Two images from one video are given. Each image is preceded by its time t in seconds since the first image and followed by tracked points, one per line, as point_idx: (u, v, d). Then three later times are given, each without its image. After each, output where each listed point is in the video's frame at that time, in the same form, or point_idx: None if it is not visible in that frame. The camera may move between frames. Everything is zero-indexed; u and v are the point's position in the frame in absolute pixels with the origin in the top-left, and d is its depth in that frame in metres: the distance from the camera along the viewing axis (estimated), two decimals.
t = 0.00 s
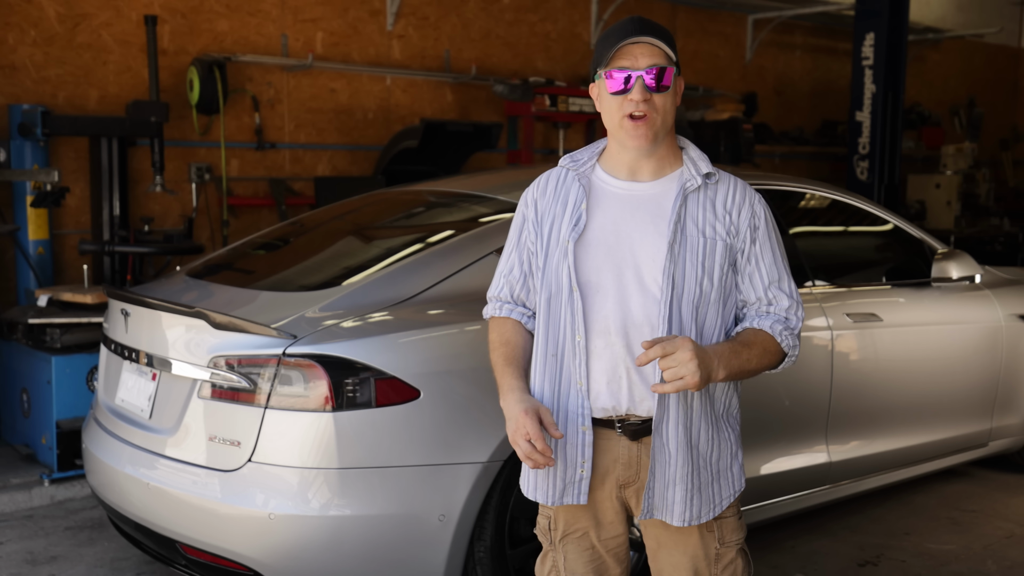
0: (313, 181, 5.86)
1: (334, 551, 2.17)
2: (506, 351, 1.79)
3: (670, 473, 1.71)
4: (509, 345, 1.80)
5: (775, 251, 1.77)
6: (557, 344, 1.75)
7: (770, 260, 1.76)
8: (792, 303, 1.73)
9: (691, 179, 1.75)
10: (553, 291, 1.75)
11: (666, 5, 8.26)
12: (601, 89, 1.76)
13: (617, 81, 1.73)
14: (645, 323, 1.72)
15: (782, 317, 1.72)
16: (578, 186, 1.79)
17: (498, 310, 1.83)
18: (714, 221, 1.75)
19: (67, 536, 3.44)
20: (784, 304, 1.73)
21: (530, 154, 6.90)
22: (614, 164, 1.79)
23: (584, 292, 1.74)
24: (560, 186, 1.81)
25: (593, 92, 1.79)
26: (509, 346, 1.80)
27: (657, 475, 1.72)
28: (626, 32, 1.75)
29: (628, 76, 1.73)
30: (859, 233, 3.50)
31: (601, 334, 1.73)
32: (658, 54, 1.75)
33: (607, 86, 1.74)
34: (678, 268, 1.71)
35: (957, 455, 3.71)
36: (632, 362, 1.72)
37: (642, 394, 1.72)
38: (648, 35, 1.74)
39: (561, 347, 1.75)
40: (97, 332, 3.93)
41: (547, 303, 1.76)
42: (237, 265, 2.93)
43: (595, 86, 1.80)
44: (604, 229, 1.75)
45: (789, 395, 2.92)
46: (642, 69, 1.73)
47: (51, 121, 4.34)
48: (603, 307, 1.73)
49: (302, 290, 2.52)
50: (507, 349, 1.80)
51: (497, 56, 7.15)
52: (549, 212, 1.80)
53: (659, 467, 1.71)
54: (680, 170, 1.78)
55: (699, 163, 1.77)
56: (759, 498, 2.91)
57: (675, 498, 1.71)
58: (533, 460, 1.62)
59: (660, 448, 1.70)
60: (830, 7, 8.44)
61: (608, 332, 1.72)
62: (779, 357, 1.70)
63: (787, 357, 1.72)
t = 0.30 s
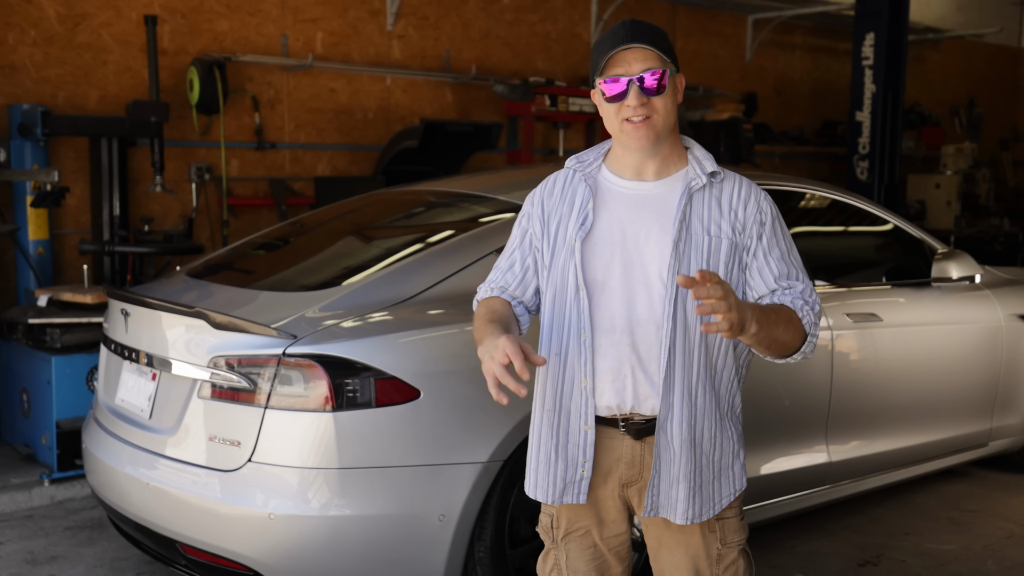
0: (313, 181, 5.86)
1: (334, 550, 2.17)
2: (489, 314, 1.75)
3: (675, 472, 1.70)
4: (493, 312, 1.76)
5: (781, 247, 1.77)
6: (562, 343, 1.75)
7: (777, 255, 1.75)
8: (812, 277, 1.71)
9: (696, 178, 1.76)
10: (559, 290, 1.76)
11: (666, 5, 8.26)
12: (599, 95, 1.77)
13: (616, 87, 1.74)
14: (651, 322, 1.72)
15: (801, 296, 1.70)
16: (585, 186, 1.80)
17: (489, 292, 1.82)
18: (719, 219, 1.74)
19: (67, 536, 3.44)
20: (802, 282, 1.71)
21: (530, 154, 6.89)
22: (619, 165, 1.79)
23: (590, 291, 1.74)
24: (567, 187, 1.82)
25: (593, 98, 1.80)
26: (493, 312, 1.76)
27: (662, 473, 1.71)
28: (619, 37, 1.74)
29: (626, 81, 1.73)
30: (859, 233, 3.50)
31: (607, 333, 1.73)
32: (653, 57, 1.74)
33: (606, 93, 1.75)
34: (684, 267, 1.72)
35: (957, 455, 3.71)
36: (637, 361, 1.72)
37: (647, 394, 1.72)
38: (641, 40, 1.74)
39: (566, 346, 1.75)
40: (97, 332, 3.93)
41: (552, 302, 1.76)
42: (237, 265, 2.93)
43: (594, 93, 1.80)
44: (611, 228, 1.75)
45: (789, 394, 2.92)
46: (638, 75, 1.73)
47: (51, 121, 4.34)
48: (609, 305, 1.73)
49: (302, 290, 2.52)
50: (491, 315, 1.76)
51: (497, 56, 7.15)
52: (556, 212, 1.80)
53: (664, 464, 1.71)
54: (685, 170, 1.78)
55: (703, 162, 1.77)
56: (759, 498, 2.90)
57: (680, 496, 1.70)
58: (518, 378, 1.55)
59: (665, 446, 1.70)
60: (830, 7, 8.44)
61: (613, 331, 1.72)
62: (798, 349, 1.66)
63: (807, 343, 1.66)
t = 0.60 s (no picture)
0: (313, 182, 5.86)
1: (334, 551, 2.17)
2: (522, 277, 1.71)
3: (693, 479, 1.70)
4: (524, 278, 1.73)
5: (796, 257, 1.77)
6: (581, 339, 1.75)
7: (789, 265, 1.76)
8: (803, 310, 1.72)
9: (720, 183, 1.77)
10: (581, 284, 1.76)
11: (666, 5, 8.26)
12: (640, 84, 1.77)
13: (656, 76, 1.75)
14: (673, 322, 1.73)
15: (792, 327, 1.69)
16: (612, 182, 1.80)
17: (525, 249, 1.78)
18: (741, 224, 1.76)
19: (67, 536, 3.44)
20: (795, 312, 1.71)
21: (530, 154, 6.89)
22: (646, 164, 1.80)
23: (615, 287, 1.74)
24: (593, 182, 1.81)
25: (632, 88, 1.81)
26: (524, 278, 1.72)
27: (680, 479, 1.71)
28: (669, 28, 1.76)
29: (667, 73, 1.74)
30: (859, 233, 3.49)
31: (628, 332, 1.74)
32: (699, 53, 1.76)
33: (646, 81, 1.76)
34: (706, 269, 1.73)
35: (957, 455, 3.72)
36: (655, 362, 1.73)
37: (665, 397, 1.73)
38: (690, 34, 1.76)
39: (587, 343, 1.75)
40: (97, 332, 3.93)
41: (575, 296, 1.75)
42: (237, 265, 2.93)
43: (635, 82, 1.81)
44: (637, 227, 1.76)
45: (790, 395, 2.92)
46: (682, 67, 1.74)
47: (51, 121, 4.34)
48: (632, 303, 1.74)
49: (302, 290, 2.52)
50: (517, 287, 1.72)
51: (497, 56, 7.15)
52: (582, 207, 1.80)
53: (680, 470, 1.71)
54: (709, 174, 1.80)
55: (729, 166, 1.78)
56: (759, 498, 2.90)
57: (701, 502, 1.70)
58: (604, 256, 1.52)
59: (683, 452, 1.71)
60: (830, 7, 8.44)
61: (633, 329, 1.74)
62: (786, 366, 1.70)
63: (795, 367, 1.70)
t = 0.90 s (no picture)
0: (313, 182, 5.86)
1: (334, 551, 2.17)
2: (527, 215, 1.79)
3: (706, 480, 1.69)
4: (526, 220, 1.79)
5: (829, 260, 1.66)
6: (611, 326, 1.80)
7: (814, 264, 1.66)
8: (813, 308, 1.63)
9: (762, 184, 1.73)
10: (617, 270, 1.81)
11: (665, 5, 8.26)
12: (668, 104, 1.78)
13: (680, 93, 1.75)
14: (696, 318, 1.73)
15: (795, 325, 1.61)
16: (660, 177, 1.83)
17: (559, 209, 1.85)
18: (775, 225, 1.70)
19: (67, 536, 3.44)
20: (803, 309, 1.63)
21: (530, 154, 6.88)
22: (696, 168, 1.81)
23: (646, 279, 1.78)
24: (646, 174, 1.86)
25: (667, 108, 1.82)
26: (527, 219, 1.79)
27: (697, 479, 1.70)
28: (676, 44, 1.76)
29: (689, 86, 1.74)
30: (859, 233, 3.49)
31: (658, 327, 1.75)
32: (714, 56, 1.74)
33: (672, 100, 1.76)
34: (731, 268, 1.70)
35: (957, 455, 3.72)
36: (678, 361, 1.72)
37: (687, 394, 1.72)
38: (698, 42, 1.74)
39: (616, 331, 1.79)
40: (97, 332, 3.93)
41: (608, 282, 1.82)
42: (237, 265, 2.93)
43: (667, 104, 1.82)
44: (673, 222, 1.78)
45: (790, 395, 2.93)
46: (699, 76, 1.73)
47: (51, 121, 4.34)
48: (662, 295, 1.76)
49: (302, 290, 2.52)
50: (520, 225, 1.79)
51: (497, 56, 7.16)
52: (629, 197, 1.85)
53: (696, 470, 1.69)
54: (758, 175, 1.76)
55: (776, 169, 1.73)
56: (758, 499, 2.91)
57: (714, 504, 1.68)
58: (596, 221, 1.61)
59: (701, 452, 1.69)
60: (830, 7, 8.44)
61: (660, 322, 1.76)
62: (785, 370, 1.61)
63: (794, 370, 1.61)
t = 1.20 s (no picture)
0: (313, 182, 5.86)
1: (334, 551, 2.17)
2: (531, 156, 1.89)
3: (723, 477, 1.69)
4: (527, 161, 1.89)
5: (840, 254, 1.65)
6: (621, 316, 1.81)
7: (825, 259, 1.65)
8: (825, 304, 1.62)
9: (770, 179, 1.73)
10: (625, 264, 1.82)
11: (665, 5, 8.26)
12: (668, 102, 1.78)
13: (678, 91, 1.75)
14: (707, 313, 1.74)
15: (807, 321, 1.61)
16: (671, 171, 1.85)
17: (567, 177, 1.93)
18: (784, 219, 1.70)
19: (66, 536, 3.44)
20: (815, 305, 1.63)
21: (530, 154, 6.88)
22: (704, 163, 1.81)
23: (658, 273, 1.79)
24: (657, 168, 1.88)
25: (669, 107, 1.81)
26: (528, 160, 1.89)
27: (714, 475, 1.70)
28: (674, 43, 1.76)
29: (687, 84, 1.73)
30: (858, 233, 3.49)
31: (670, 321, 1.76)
32: (710, 54, 1.74)
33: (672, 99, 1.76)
34: (742, 263, 1.70)
35: (957, 455, 3.72)
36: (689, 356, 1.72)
37: (698, 390, 1.72)
38: (696, 40, 1.74)
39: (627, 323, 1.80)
40: (97, 332, 3.93)
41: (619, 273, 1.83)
42: (237, 265, 2.93)
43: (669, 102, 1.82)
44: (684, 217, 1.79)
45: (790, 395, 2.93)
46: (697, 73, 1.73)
47: (51, 121, 4.34)
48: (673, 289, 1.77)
49: (302, 290, 2.52)
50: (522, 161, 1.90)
51: (498, 56, 7.16)
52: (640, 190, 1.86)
53: (712, 467, 1.69)
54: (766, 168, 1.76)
55: (783, 162, 1.72)
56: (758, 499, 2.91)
57: (732, 501, 1.68)
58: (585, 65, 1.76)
59: (716, 449, 1.69)
60: (830, 7, 8.44)
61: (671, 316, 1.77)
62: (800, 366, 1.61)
63: (807, 366, 1.60)
